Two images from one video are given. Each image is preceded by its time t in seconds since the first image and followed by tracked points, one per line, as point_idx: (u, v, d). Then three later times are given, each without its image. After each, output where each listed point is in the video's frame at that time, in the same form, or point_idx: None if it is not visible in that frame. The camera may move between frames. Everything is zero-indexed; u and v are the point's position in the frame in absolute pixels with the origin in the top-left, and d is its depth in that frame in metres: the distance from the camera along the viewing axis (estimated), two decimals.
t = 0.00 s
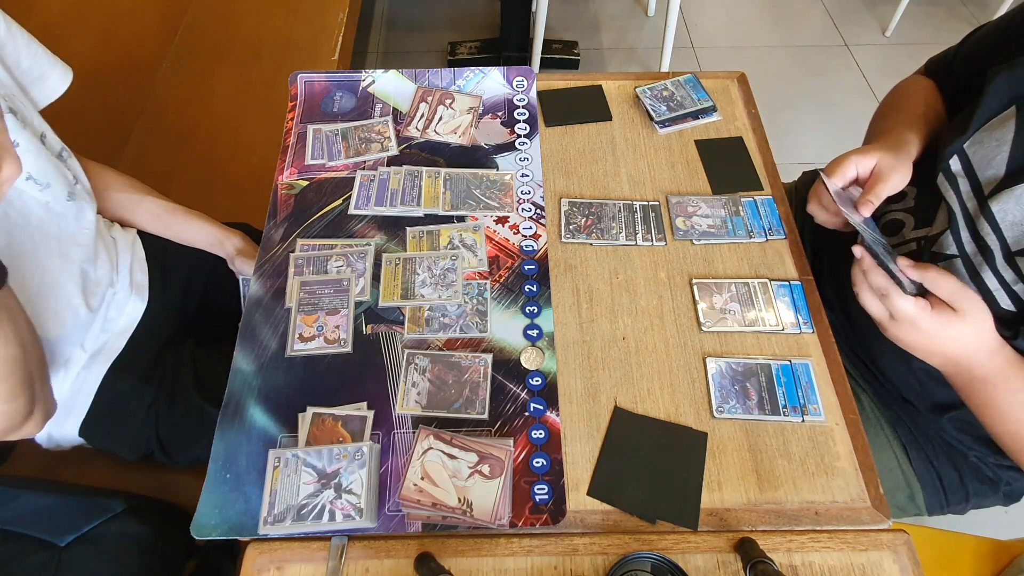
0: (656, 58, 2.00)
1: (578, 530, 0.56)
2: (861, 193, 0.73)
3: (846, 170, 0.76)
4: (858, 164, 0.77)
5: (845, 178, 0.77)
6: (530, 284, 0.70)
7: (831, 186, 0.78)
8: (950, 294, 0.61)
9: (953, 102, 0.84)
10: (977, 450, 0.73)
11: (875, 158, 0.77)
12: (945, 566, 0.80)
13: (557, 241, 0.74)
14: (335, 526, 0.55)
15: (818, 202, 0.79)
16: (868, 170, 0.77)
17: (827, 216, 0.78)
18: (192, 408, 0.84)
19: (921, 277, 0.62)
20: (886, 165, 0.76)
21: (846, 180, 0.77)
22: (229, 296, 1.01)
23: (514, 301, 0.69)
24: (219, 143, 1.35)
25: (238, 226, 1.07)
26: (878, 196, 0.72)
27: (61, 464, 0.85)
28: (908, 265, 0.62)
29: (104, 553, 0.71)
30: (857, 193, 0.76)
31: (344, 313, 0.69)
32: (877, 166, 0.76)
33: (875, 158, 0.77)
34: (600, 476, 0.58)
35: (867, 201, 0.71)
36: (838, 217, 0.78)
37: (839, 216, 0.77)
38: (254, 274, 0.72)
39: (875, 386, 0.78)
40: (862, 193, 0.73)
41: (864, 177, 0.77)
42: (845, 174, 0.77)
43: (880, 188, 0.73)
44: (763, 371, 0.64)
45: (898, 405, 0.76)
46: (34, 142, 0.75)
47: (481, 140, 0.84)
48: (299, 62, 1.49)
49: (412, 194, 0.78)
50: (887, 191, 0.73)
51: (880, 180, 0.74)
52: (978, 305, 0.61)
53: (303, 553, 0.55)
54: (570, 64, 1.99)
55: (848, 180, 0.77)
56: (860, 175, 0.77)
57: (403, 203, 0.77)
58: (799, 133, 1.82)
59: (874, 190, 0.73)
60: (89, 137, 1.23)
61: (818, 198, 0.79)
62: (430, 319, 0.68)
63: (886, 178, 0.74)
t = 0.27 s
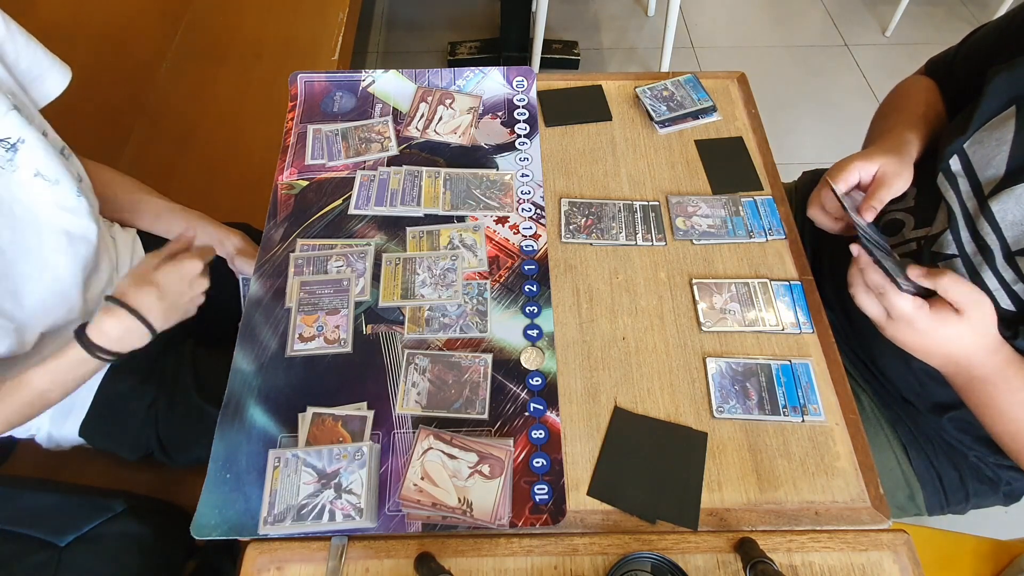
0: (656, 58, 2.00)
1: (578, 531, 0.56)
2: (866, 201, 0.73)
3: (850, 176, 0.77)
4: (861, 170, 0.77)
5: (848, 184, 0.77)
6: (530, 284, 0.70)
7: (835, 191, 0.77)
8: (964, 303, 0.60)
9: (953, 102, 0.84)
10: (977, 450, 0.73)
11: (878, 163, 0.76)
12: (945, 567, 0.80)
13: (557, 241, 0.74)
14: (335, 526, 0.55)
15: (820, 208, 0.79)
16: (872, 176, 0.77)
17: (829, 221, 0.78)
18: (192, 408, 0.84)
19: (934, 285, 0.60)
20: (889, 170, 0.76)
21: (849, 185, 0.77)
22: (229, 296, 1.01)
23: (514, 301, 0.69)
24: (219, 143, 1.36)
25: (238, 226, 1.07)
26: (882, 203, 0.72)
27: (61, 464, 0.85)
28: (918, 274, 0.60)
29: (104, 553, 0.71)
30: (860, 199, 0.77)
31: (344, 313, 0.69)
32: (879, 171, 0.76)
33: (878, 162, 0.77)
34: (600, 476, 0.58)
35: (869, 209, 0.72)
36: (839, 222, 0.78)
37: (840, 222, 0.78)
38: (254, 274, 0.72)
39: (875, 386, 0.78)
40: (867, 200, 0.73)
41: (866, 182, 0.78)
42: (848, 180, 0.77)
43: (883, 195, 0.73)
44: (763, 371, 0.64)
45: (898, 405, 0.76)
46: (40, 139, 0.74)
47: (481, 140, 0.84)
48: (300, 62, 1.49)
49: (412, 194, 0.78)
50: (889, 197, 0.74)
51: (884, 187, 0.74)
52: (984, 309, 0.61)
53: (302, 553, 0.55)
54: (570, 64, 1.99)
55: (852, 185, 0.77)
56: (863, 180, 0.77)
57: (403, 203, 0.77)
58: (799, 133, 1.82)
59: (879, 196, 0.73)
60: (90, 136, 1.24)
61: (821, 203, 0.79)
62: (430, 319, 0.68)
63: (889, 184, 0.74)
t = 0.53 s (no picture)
0: (656, 58, 2.00)
1: (578, 531, 0.56)
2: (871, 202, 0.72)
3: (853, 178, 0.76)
4: (863, 172, 0.77)
5: (851, 186, 0.77)
6: (530, 284, 0.70)
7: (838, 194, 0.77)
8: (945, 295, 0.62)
9: (953, 102, 0.84)
10: (977, 450, 0.73)
11: (879, 164, 0.76)
12: (945, 567, 0.80)
13: (558, 241, 0.74)
14: (335, 526, 0.55)
15: (823, 211, 0.79)
16: (874, 177, 0.77)
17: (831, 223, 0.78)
18: (192, 408, 0.84)
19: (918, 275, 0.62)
20: (891, 171, 0.75)
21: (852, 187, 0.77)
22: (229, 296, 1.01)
23: (514, 301, 0.69)
24: (219, 143, 1.36)
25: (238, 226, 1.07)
26: (886, 204, 0.72)
27: (61, 464, 0.85)
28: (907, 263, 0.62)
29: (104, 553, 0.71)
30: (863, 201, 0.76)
31: (344, 313, 0.69)
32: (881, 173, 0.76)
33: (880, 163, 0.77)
34: (600, 476, 0.58)
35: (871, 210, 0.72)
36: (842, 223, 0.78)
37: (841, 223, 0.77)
38: (254, 274, 0.72)
39: (875, 386, 0.78)
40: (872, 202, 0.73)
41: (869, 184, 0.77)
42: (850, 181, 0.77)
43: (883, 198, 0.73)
44: (763, 371, 0.64)
45: (898, 405, 0.76)
46: (34, 154, 0.74)
47: (481, 140, 0.84)
48: (299, 62, 1.49)
49: (412, 194, 0.78)
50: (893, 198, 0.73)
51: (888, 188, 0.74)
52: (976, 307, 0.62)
53: (302, 553, 0.55)
54: (570, 64, 1.99)
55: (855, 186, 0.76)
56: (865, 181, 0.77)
57: (403, 203, 0.77)
58: (799, 133, 1.82)
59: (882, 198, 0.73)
60: (90, 136, 1.23)
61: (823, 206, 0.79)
62: (430, 319, 0.68)
63: (892, 185, 0.74)
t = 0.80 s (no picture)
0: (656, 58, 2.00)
1: (578, 530, 0.56)
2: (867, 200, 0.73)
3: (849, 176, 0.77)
4: (859, 171, 0.77)
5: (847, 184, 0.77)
6: (530, 284, 0.70)
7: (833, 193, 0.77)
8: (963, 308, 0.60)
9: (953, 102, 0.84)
10: (977, 450, 0.73)
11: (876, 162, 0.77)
12: (944, 567, 0.80)
13: (558, 241, 0.74)
14: (335, 526, 0.55)
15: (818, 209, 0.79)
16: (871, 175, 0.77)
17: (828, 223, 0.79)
18: (192, 408, 0.84)
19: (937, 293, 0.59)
20: (887, 169, 0.75)
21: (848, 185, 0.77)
22: (229, 296, 1.01)
23: (514, 301, 0.69)
24: (219, 143, 1.36)
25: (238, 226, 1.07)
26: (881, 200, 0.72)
27: (61, 465, 0.85)
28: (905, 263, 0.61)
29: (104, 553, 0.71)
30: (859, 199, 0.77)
31: (344, 313, 0.69)
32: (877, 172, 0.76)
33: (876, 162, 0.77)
34: (600, 476, 0.58)
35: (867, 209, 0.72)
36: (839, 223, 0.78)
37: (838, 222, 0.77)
38: (254, 274, 0.72)
39: (874, 386, 0.78)
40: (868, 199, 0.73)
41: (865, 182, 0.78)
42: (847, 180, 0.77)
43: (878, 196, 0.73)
44: (763, 371, 0.64)
45: (898, 405, 0.76)
46: (50, 165, 0.75)
47: (481, 140, 0.84)
48: (299, 62, 1.49)
49: (412, 194, 0.78)
50: (888, 195, 0.73)
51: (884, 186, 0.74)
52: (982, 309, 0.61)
53: (302, 553, 0.55)
54: (570, 64, 1.99)
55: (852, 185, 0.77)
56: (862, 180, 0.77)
57: (403, 203, 0.77)
58: (799, 133, 1.82)
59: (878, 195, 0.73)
60: (91, 136, 1.24)
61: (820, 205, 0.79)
62: (430, 319, 0.68)
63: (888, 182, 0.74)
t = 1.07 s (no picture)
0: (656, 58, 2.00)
1: (578, 531, 0.56)
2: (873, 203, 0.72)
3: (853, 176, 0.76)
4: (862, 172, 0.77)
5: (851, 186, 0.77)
6: (530, 284, 0.70)
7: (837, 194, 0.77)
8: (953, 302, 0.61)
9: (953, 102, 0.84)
10: (977, 450, 0.73)
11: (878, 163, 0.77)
12: (944, 566, 0.80)
13: (558, 241, 0.74)
14: (335, 526, 0.55)
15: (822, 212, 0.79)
16: (874, 176, 0.77)
17: (830, 225, 0.78)
18: (192, 408, 0.84)
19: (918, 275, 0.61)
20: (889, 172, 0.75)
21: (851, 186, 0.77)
22: (229, 296, 1.01)
23: (514, 301, 0.69)
24: (219, 143, 1.36)
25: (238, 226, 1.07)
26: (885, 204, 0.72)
27: (61, 465, 0.85)
28: (906, 260, 0.60)
29: (104, 553, 0.71)
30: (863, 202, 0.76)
31: (344, 313, 0.69)
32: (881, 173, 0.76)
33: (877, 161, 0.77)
34: (600, 476, 0.58)
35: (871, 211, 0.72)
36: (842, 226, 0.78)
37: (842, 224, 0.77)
38: (254, 274, 0.72)
39: (874, 386, 0.78)
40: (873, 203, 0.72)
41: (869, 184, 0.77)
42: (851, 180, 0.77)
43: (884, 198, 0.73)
44: (763, 371, 0.64)
45: (898, 405, 0.76)
46: (63, 163, 0.78)
47: (481, 140, 0.84)
48: (299, 62, 1.49)
49: (412, 194, 0.78)
50: (892, 198, 0.73)
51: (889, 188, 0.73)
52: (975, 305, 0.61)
53: (302, 553, 0.55)
54: (570, 64, 1.99)
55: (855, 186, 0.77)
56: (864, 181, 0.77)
57: (403, 203, 0.77)
58: (799, 133, 1.82)
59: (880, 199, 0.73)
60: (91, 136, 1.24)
61: (823, 207, 0.79)
62: (430, 319, 0.68)
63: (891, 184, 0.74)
